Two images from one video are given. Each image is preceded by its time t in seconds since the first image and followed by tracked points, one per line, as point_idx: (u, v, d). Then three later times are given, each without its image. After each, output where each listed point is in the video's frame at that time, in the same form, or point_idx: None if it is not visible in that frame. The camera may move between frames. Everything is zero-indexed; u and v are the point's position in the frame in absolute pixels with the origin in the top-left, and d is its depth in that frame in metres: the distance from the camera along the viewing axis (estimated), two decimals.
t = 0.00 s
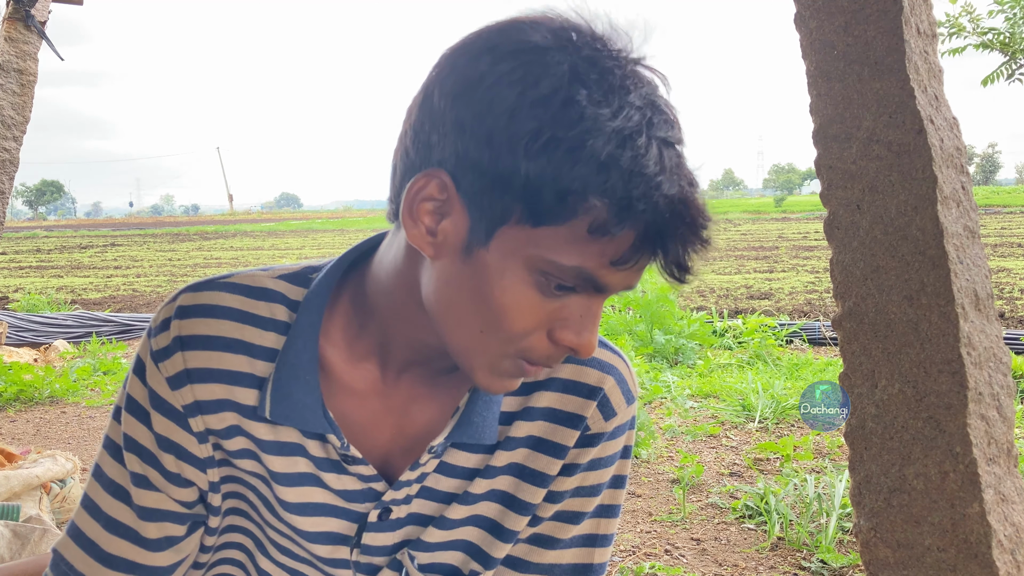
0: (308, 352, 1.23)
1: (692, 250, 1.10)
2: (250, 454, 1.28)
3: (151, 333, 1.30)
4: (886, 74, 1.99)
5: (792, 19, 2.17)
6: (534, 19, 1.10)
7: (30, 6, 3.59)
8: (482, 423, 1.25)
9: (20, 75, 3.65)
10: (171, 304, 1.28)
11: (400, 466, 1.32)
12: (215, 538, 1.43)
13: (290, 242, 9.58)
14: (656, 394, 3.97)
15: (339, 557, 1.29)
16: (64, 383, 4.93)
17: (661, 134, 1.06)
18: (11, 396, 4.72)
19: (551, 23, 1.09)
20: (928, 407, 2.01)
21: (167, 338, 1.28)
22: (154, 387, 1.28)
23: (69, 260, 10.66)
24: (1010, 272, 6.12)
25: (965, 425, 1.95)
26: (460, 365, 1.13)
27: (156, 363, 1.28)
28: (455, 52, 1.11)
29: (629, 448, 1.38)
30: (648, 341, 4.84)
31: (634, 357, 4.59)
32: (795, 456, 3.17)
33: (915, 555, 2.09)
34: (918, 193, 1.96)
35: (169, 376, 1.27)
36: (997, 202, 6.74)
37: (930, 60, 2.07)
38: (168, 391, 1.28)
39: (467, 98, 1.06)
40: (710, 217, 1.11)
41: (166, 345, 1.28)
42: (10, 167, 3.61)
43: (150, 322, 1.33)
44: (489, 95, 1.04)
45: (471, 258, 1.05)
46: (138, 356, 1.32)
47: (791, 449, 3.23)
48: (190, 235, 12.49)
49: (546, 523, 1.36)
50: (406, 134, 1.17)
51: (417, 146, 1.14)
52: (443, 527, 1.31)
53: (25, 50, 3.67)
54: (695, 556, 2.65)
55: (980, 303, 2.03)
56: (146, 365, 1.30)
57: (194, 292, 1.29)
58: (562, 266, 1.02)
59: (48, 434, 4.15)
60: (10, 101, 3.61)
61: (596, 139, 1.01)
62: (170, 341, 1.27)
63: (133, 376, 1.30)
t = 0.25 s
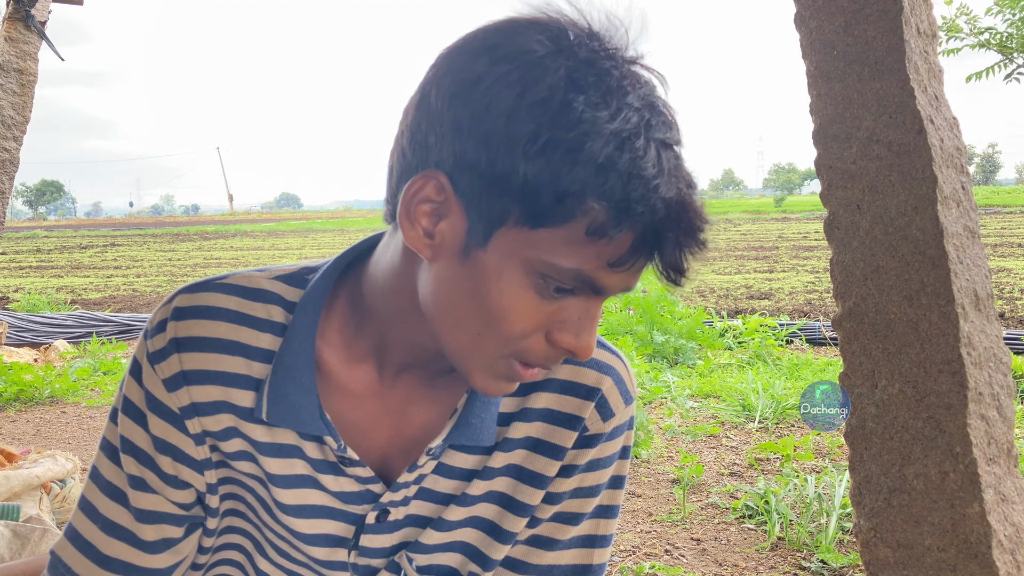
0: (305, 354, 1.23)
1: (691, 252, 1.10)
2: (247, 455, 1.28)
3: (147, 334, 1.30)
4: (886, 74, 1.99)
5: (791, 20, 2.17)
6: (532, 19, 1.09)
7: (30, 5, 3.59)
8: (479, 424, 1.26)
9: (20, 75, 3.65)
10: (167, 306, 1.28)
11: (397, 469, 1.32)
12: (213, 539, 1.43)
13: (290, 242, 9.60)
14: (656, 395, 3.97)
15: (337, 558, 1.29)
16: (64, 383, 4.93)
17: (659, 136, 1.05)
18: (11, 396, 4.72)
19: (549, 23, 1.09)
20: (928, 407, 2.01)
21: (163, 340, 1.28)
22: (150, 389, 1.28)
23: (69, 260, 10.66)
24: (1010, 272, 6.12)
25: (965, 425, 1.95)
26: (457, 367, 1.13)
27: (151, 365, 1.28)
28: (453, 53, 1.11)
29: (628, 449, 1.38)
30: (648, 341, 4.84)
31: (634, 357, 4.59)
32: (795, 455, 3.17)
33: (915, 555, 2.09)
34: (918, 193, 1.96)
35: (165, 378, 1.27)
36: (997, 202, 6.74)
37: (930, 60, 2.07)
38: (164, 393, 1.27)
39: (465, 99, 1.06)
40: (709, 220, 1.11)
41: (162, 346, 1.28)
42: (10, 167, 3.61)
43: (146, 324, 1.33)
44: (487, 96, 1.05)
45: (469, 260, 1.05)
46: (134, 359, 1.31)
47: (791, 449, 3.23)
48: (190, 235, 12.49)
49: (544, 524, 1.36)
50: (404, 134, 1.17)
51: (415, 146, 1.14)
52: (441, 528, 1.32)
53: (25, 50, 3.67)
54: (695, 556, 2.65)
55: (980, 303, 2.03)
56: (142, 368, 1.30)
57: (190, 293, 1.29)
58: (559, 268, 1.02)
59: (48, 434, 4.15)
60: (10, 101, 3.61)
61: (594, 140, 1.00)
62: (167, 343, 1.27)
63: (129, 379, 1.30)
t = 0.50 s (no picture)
0: (302, 354, 1.23)
1: (691, 245, 1.09)
2: (245, 456, 1.28)
3: (145, 335, 1.30)
4: (887, 74, 1.99)
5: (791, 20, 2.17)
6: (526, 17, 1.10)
7: (30, 5, 3.59)
8: (477, 424, 1.26)
9: (20, 75, 3.65)
10: (164, 306, 1.29)
11: (395, 467, 1.31)
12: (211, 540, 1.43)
13: (290, 242, 9.61)
14: (656, 395, 3.97)
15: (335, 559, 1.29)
16: (64, 383, 4.93)
17: (655, 130, 1.06)
18: (11, 396, 4.71)
19: (544, 20, 1.09)
20: (928, 407, 2.01)
21: (160, 341, 1.28)
22: (148, 390, 1.28)
23: (69, 260, 10.66)
24: (1010, 272, 6.12)
25: (965, 425, 1.95)
26: (455, 364, 1.13)
27: (149, 365, 1.28)
28: (448, 51, 1.12)
29: (626, 448, 1.38)
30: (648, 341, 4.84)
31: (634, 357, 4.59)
32: (795, 456, 3.17)
33: (915, 555, 2.09)
34: (918, 193, 1.96)
35: (162, 379, 1.27)
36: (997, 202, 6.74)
37: (930, 60, 2.07)
38: (161, 393, 1.27)
39: (460, 96, 1.07)
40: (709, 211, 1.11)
41: (160, 347, 1.28)
42: (10, 167, 3.61)
43: (143, 325, 1.33)
44: (482, 93, 1.05)
45: (465, 256, 1.05)
46: (132, 359, 1.31)
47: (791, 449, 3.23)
48: (190, 235, 12.49)
49: (542, 524, 1.36)
50: (400, 134, 1.17)
51: (410, 145, 1.14)
52: (439, 529, 1.31)
53: (25, 50, 3.67)
54: (695, 557, 2.65)
55: (980, 303, 2.03)
56: (140, 368, 1.30)
57: (187, 293, 1.29)
58: (556, 263, 1.02)
59: (48, 434, 4.15)
60: (10, 101, 3.61)
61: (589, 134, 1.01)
62: (164, 343, 1.27)
63: (127, 379, 1.30)
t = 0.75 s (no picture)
0: (298, 353, 1.23)
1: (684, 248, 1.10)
2: (243, 455, 1.28)
3: (143, 334, 1.31)
4: (887, 74, 1.99)
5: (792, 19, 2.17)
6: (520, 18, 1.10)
7: (30, 6, 3.59)
8: (473, 423, 1.25)
9: (20, 75, 3.65)
10: (161, 305, 1.29)
11: (392, 466, 1.31)
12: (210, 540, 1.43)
13: (290, 242, 9.62)
14: (656, 394, 3.97)
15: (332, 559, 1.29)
16: (64, 383, 4.93)
17: (649, 132, 1.05)
18: (11, 396, 4.71)
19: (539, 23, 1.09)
20: (928, 407, 2.00)
21: (157, 339, 1.28)
22: (145, 388, 1.29)
23: (69, 260, 10.66)
24: (1010, 272, 6.12)
25: (965, 426, 1.95)
26: (449, 365, 1.13)
27: (146, 364, 1.28)
28: (442, 52, 1.12)
29: (622, 447, 1.38)
30: (648, 341, 4.84)
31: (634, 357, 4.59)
32: (796, 456, 3.17)
33: (915, 555, 2.09)
34: (918, 193, 1.96)
35: (160, 377, 1.28)
36: (997, 203, 6.75)
37: (930, 60, 2.07)
38: (159, 392, 1.28)
39: (455, 97, 1.07)
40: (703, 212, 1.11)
41: (157, 345, 1.28)
42: (10, 167, 3.61)
43: (142, 323, 1.33)
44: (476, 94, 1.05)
45: (460, 257, 1.05)
46: (130, 358, 1.32)
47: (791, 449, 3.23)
48: (190, 235, 12.48)
49: (540, 522, 1.36)
50: (395, 134, 1.17)
51: (405, 145, 1.14)
52: (436, 528, 1.32)
53: (25, 50, 3.67)
54: (695, 556, 2.65)
55: (980, 303, 2.03)
56: (138, 367, 1.30)
57: (184, 292, 1.29)
58: (550, 265, 1.02)
59: (48, 434, 4.15)
60: (10, 101, 3.61)
61: (583, 135, 1.01)
62: (161, 342, 1.28)
63: (125, 378, 1.31)
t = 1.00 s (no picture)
0: (295, 358, 1.23)
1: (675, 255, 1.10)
2: (241, 459, 1.28)
3: (140, 340, 1.30)
4: (887, 74, 1.99)
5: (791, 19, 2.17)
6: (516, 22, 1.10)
7: (30, 6, 3.58)
8: (469, 427, 1.25)
9: (20, 75, 3.65)
10: (159, 311, 1.28)
11: (388, 472, 1.31)
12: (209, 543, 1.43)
13: (290, 242, 9.63)
14: (656, 395, 3.97)
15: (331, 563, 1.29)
16: (64, 383, 4.93)
17: (643, 137, 1.05)
18: (11, 396, 4.71)
19: (535, 28, 1.09)
20: (928, 407, 2.00)
21: (155, 345, 1.28)
22: (143, 394, 1.29)
23: (69, 260, 10.66)
24: (1010, 272, 6.12)
25: (965, 425, 1.95)
26: (444, 369, 1.13)
27: (144, 370, 1.28)
28: (438, 55, 1.11)
29: (620, 449, 1.38)
30: (648, 341, 4.84)
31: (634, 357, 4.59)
32: (795, 456, 3.17)
33: (915, 555, 2.09)
34: (918, 193, 1.96)
35: (158, 383, 1.28)
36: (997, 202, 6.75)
37: (930, 60, 2.07)
38: (157, 398, 1.28)
39: (450, 101, 1.06)
40: (693, 221, 1.11)
41: (155, 351, 1.28)
42: (10, 167, 3.61)
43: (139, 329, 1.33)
44: (471, 98, 1.05)
45: (454, 261, 1.05)
46: (128, 363, 1.32)
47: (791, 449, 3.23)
48: (190, 234, 12.48)
49: (539, 526, 1.36)
50: (390, 137, 1.17)
51: (400, 149, 1.14)
52: (434, 532, 1.32)
53: (25, 50, 3.67)
54: (695, 557, 2.65)
55: (980, 303, 2.03)
56: (136, 373, 1.30)
57: (181, 298, 1.28)
58: (544, 269, 1.02)
59: (48, 434, 4.15)
60: (10, 101, 3.60)
61: (577, 141, 1.01)
62: (159, 348, 1.27)
63: (123, 384, 1.30)
